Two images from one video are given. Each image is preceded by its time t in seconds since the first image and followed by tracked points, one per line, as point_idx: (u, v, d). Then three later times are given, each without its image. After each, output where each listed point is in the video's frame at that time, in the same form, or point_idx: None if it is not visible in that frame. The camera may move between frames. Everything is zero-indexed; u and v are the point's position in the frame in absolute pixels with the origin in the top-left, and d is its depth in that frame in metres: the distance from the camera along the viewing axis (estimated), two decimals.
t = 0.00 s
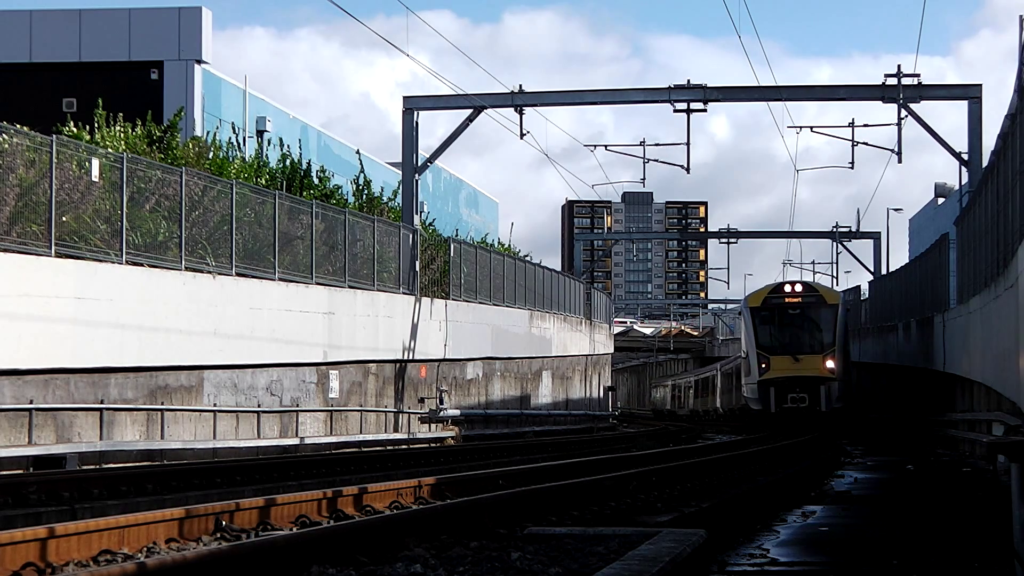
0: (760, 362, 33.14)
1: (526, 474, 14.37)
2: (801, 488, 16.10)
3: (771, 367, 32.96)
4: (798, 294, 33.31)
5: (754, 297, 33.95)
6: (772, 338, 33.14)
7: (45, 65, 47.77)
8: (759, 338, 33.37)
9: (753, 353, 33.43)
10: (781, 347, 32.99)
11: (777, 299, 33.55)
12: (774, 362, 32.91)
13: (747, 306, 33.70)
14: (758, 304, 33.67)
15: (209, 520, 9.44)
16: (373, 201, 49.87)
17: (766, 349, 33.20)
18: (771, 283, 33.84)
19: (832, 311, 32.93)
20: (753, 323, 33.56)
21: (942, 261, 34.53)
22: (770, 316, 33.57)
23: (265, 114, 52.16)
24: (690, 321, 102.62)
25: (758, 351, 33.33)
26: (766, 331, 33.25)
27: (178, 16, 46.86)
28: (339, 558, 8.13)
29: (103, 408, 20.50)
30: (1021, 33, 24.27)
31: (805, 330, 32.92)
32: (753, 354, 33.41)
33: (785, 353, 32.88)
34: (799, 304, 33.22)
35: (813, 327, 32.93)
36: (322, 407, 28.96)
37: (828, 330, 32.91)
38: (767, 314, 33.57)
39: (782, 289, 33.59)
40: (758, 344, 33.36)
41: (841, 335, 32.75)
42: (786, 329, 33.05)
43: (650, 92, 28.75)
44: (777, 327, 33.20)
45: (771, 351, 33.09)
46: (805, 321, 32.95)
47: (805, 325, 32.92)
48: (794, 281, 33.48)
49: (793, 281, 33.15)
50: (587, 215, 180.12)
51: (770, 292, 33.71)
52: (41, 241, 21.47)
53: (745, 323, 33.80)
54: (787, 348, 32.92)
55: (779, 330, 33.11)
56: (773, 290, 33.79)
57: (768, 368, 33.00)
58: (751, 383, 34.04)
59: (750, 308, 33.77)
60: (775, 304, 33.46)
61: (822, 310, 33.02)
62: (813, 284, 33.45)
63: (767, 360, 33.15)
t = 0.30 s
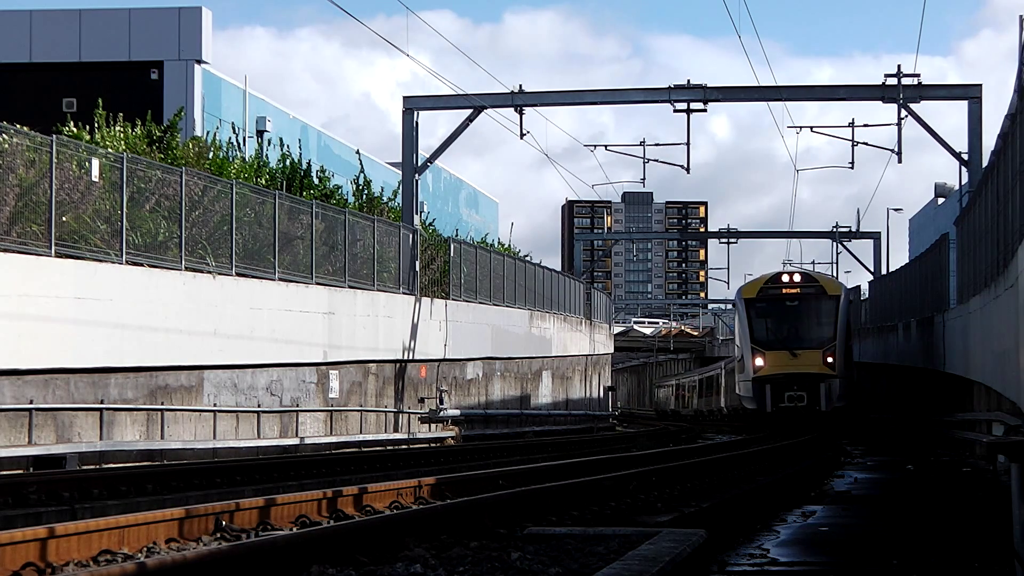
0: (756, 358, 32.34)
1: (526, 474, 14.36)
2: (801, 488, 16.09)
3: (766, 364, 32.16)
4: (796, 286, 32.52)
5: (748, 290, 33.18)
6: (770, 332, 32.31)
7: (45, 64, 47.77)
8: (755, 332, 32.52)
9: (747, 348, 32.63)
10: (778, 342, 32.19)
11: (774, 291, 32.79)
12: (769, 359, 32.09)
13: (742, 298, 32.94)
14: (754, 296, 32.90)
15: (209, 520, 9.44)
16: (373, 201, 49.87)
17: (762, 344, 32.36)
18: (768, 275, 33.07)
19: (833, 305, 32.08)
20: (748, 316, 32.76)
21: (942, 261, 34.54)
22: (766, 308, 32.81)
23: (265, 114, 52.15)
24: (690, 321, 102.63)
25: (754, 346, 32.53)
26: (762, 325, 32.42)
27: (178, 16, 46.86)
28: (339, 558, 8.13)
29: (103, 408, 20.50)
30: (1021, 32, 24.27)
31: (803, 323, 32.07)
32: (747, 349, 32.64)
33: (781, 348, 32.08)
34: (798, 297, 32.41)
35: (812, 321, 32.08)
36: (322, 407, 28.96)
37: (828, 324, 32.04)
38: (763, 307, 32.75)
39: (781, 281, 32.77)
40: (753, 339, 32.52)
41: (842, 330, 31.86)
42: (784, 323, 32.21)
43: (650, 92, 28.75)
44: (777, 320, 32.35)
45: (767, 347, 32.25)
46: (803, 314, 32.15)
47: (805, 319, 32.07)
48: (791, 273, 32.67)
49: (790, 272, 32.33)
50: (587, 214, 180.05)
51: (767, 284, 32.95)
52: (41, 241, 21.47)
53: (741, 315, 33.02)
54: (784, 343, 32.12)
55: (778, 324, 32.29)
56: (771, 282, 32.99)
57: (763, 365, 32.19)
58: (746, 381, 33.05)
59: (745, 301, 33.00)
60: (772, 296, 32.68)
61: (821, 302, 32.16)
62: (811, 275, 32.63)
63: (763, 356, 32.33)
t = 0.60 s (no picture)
0: (749, 353, 29.93)
1: (526, 474, 14.36)
2: (801, 488, 16.09)
3: (760, 359, 29.75)
4: (793, 276, 30.08)
5: (741, 279, 30.80)
6: (764, 325, 29.86)
7: (45, 64, 47.78)
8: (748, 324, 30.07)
9: (738, 343, 30.25)
10: (773, 336, 29.73)
11: (768, 281, 30.32)
12: (764, 354, 29.69)
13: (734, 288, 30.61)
14: (747, 286, 30.50)
15: (209, 520, 9.44)
16: (373, 201, 49.87)
17: (755, 337, 29.93)
18: (762, 263, 30.65)
19: (833, 296, 29.65)
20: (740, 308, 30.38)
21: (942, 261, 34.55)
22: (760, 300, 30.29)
23: (265, 114, 52.13)
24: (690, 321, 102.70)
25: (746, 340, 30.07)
26: (755, 317, 29.98)
27: (178, 16, 46.87)
28: (339, 557, 8.12)
29: (103, 408, 20.50)
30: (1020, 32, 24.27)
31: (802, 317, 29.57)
32: (739, 343, 30.22)
33: (776, 343, 29.61)
34: (795, 286, 29.96)
35: (810, 314, 29.60)
36: (322, 407, 28.94)
37: (828, 317, 29.57)
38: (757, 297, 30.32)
39: (775, 268, 30.32)
40: (745, 331, 30.16)
41: (844, 323, 29.45)
42: (780, 315, 29.74)
43: (649, 92, 28.75)
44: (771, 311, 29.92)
45: (761, 341, 29.78)
46: (801, 306, 29.64)
47: (802, 311, 29.59)
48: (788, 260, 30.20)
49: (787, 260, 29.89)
50: (587, 215, 180.07)
51: (760, 272, 30.54)
52: (41, 241, 21.47)
53: (732, 305, 30.62)
54: (779, 337, 29.64)
55: (773, 316, 29.82)
56: (765, 270, 30.53)
57: (757, 361, 29.78)
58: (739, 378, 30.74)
59: (737, 290, 30.61)
60: (766, 286, 30.25)
61: (820, 293, 29.78)
62: (809, 263, 30.21)
63: (755, 351, 29.94)
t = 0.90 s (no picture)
0: (739, 347, 27.63)
1: (526, 474, 14.36)
2: (801, 488, 16.08)
3: (751, 355, 27.42)
4: (787, 264, 27.99)
5: (730, 267, 28.62)
6: (758, 316, 27.65)
7: (45, 64, 47.78)
8: (739, 316, 27.83)
9: (729, 336, 27.89)
10: (765, 328, 27.46)
11: (760, 269, 28.20)
12: (755, 349, 27.36)
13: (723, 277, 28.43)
14: (738, 274, 28.34)
15: (209, 520, 9.44)
16: (373, 201, 49.88)
17: (747, 331, 27.68)
18: (753, 248, 28.53)
19: (831, 284, 27.66)
20: (730, 298, 28.15)
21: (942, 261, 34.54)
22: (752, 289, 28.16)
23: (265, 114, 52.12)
24: (691, 321, 102.82)
25: (736, 333, 27.79)
26: (746, 309, 27.80)
27: (178, 16, 46.89)
28: (339, 558, 8.12)
29: (103, 408, 20.49)
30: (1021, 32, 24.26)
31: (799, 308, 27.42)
32: (729, 337, 27.85)
33: (769, 337, 27.32)
34: (789, 275, 27.87)
35: (808, 305, 27.48)
36: (322, 407, 28.91)
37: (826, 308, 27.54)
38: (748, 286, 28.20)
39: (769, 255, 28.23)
40: (735, 324, 27.87)
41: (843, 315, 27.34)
42: (774, 306, 27.60)
43: (650, 92, 28.76)
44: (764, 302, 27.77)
45: (754, 334, 27.52)
46: (797, 294, 27.60)
47: (799, 300, 27.53)
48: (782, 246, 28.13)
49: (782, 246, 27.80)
50: (587, 215, 180.06)
51: (752, 260, 28.42)
52: (41, 241, 21.47)
53: (721, 295, 28.43)
54: (773, 330, 27.38)
55: (767, 307, 27.71)
56: (757, 257, 28.40)
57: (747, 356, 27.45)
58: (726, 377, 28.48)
59: (727, 279, 28.43)
60: (758, 274, 28.13)
61: (817, 281, 27.70)
62: (804, 250, 28.14)
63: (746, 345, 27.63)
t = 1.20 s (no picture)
0: (726, 341, 24.72)
1: (526, 474, 14.35)
2: (801, 488, 16.06)
3: (738, 349, 24.55)
4: (779, 249, 25.35)
5: (716, 253, 25.86)
6: (748, 307, 24.89)
7: (45, 65, 47.77)
8: (726, 307, 25.03)
9: (714, 329, 24.99)
10: (755, 320, 24.70)
11: (750, 255, 25.50)
12: (743, 343, 24.52)
13: (709, 265, 25.67)
14: (724, 260, 25.58)
15: (208, 520, 9.43)
16: (373, 201, 49.89)
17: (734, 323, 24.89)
18: (743, 233, 25.82)
19: (828, 272, 25.06)
20: (716, 287, 25.36)
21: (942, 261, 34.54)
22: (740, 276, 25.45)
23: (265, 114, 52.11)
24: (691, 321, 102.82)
25: (722, 324, 24.90)
26: (734, 299, 25.04)
27: (178, 16, 46.90)
28: (338, 557, 8.11)
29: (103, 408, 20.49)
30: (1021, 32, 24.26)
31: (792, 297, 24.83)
32: (714, 329, 24.98)
33: (758, 329, 24.53)
34: (781, 262, 25.27)
35: (802, 294, 24.91)
36: (322, 407, 28.88)
37: (821, 298, 24.89)
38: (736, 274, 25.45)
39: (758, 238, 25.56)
40: (721, 314, 25.03)
41: (840, 306, 24.70)
42: (765, 296, 24.87)
43: (650, 93, 28.76)
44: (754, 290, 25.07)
45: (741, 326, 24.72)
46: (789, 283, 24.99)
47: (791, 290, 24.92)
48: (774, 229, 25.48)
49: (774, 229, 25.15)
50: (587, 215, 180.03)
51: (740, 245, 25.69)
52: (41, 241, 21.48)
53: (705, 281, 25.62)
54: (763, 322, 24.60)
55: (757, 297, 24.97)
56: (746, 242, 25.68)
57: (735, 350, 24.56)
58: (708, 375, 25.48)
59: (713, 267, 25.65)
60: (747, 260, 25.42)
61: (812, 268, 25.12)
62: (797, 234, 25.51)
63: (733, 338, 24.76)
